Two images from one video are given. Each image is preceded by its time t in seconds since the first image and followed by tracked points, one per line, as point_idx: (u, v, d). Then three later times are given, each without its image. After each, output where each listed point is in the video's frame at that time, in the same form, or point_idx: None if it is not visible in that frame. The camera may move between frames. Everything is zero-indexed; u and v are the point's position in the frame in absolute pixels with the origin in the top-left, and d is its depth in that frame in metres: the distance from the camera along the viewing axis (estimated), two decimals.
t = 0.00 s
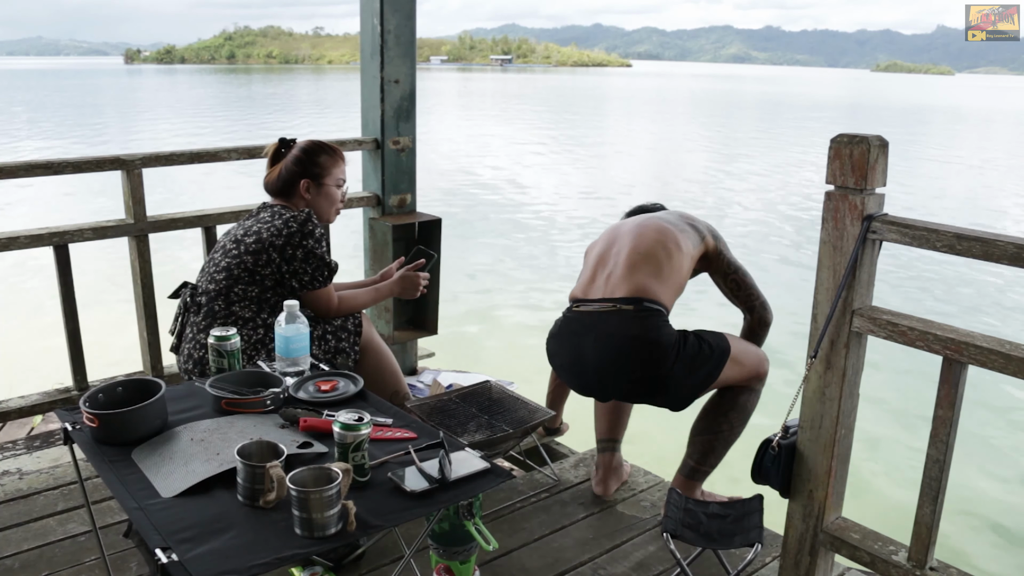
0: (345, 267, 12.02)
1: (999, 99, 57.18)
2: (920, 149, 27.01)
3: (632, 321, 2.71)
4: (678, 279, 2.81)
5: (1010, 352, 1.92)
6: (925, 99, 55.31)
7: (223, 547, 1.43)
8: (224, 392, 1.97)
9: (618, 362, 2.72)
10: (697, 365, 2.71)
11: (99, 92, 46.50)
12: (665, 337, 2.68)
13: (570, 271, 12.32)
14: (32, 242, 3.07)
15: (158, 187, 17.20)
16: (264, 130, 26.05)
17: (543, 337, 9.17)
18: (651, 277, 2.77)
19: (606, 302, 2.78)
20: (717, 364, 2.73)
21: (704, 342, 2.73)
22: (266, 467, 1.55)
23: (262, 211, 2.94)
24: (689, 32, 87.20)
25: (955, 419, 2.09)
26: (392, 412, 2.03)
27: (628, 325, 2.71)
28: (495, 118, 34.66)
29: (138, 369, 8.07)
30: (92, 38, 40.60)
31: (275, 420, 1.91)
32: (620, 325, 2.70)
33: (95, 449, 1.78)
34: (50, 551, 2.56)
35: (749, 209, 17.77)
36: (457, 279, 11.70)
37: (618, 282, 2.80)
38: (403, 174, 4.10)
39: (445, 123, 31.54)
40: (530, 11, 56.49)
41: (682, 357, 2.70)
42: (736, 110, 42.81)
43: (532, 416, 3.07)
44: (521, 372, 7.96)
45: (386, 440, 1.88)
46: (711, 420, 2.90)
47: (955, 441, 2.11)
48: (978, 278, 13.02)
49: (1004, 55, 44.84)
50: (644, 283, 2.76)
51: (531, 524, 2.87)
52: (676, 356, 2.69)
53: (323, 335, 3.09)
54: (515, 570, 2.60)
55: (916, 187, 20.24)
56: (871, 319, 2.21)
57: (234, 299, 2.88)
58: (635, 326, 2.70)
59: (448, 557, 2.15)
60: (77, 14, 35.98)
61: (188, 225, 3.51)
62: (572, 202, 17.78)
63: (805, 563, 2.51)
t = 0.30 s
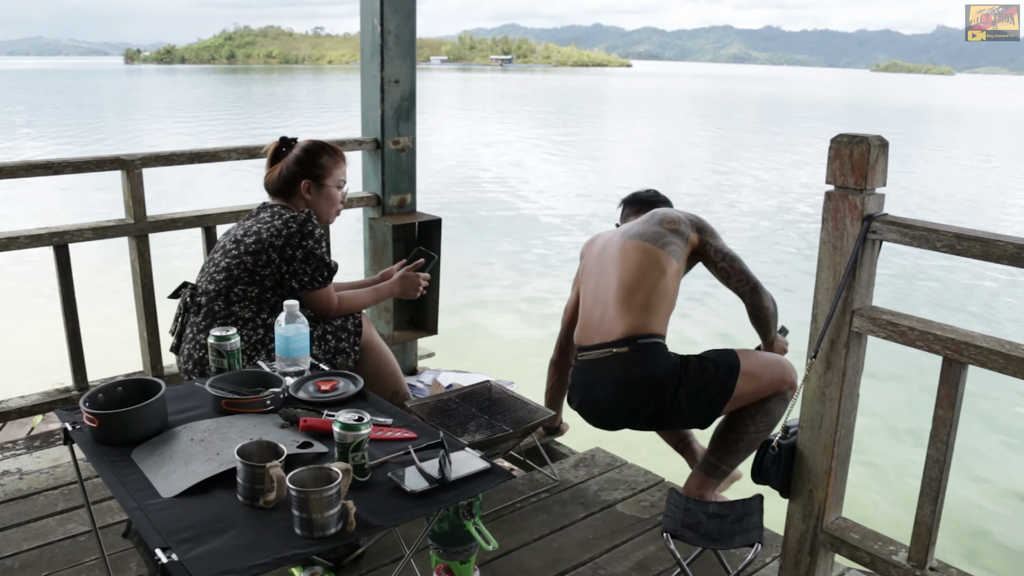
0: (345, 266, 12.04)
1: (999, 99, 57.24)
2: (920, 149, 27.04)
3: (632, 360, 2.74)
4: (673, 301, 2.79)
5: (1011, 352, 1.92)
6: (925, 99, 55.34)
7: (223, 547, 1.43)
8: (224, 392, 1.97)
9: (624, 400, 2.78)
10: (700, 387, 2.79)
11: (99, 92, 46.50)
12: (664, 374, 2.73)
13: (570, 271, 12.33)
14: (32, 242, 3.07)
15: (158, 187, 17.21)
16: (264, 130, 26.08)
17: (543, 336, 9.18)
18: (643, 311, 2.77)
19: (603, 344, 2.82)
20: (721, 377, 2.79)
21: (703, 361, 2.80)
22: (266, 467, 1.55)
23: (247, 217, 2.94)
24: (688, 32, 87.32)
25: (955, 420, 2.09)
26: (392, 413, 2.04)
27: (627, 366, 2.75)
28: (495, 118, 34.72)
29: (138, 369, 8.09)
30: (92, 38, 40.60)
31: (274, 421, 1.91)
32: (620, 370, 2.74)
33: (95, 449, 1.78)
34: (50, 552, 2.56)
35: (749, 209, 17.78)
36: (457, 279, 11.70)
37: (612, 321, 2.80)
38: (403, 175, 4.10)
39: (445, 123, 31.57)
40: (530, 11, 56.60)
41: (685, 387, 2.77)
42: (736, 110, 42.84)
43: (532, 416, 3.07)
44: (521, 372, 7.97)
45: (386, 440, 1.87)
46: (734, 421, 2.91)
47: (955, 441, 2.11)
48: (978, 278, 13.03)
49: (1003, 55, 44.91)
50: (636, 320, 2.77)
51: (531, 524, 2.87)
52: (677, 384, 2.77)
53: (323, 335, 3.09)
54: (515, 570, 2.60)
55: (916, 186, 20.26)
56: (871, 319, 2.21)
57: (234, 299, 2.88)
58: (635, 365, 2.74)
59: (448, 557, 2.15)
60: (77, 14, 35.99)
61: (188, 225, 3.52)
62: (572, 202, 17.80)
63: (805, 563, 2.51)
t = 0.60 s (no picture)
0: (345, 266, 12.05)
1: (1000, 99, 57.24)
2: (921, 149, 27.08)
3: (655, 399, 2.92)
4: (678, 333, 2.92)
5: (1010, 352, 1.92)
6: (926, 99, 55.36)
7: (223, 546, 1.43)
8: (224, 393, 1.97)
9: (652, 431, 2.96)
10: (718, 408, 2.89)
11: (99, 92, 46.51)
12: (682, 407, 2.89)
13: (570, 271, 12.35)
14: (32, 242, 3.07)
15: (157, 187, 17.19)
16: (265, 130, 26.09)
17: (543, 337, 9.17)
18: (659, 353, 2.90)
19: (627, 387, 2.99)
20: (735, 392, 2.90)
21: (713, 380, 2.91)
22: (266, 466, 1.55)
23: (247, 219, 2.93)
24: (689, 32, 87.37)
25: (954, 419, 2.09)
26: (392, 413, 2.03)
27: (650, 407, 2.92)
28: (496, 118, 34.75)
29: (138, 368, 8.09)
30: (93, 38, 40.63)
31: (274, 421, 1.91)
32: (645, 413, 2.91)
33: (95, 449, 1.78)
34: (50, 552, 2.56)
35: (750, 209, 17.81)
36: (456, 280, 11.69)
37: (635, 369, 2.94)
38: (403, 175, 4.09)
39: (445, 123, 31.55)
40: (530, 11, 56.62)
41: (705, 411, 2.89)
42: (736, 110, 42.89)
43: (531, 416, 3.07)
44: (521, 372, 7.98)
45: (386, 441, 1.87)
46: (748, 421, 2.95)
47: (955, 441, 2.10)
48: (979, 278, 13.05)
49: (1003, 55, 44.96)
50: (651, 363, 2.91)
51: (531, 524, 2.87)
52: (696, 411, 2.89)
53: (323, 335, 3.09)
54: (515, 570, 2.60)
55: (915, 186, 20.27)
56: (871, 320, 2.20)
57: (235, 299, 2.88)
58: (656, 404, 2.92)
59: (449, 557, 2.15)
60: (78, 15, 36.01)
61: (188, 226, 3.52)
62: (572, 202, 17.82)
63: (805, 563, 2.51)
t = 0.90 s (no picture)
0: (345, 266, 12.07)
1: (1000, 99, 57.27)
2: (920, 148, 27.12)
3: (719, 445, 2.70)
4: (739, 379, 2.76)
5: (1010, 352, 1.92)
6: (925, 99, 55.42)
7: (222, 547, 1.43)
8: (224, 392, 1.97)
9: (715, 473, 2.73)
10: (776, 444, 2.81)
11: (99, 92, 46.50)
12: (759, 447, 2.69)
13: (570, 270, 12.37)
14: (32, 242, 3.07)
15: (156, 187, 17.20)
16: (264, 130, 26.09)
17: (542, 337, 9.17)
18: (722, 396, 2.70)
19: (688, 431, 2.78)
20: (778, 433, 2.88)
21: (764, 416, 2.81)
22: (265, 467, 1.55)
23: (248, 218, 2.93)
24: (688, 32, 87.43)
25: (955, 419, 2.09)
26: (391, 413, 2.03)
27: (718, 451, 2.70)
28: (496, 117, 34.79)
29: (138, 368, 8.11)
30: (93, 39, 40.69)
31: (275, 421, 1.92)
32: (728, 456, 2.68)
33: (95, 450, 1.78)
34: (50, 552, 2.56)
35: (750, 209, 17.84)
36: (456, 280, 11.70)
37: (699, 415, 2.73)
38: (403, 175, 4.09)
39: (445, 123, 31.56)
40: (530, 11, 56.68)
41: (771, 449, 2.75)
42: (736, 110, 42.94)
43: (532, 415, 3.07)
44: (521, 371, 7.99)
45: (386, 440, 1.88)
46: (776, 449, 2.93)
47: (955, 442, 2.10)
48: (979, 278, 13.07)
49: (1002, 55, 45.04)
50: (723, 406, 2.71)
51: (531, 524, 2.87)
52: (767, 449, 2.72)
53: (323, 335, 3.09)
54: (516, 570, 2.60)
55: (914, 186, 20.29)
56: (871, 319, 2.20)
57: (238, 300, 2.88)
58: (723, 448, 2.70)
59: (448, 557, 2.15)
60: (78, 15, 36.00)
61: (188, 226, 3.52)
62: (572, 202, 17.84)
63: (805, 563, 2.51)
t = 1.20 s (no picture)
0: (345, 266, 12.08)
1: (1000, 99, 57.25)
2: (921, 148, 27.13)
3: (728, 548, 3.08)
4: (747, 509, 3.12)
5: (1010, 352, 1.92)
6: (925, 99, 55.43)
7: (222, 546, 1.43)
8: (224, 392, 1.97)
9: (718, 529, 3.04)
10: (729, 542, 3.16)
11: (99, 92, 46.49)
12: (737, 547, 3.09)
13: (570, 270, 12.37)
14: (32, 242, 3.07)
15: (156, 186, 17.20)
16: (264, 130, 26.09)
17: (542, 337, 9.17)
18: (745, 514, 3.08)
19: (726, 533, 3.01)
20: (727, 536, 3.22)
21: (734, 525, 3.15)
22: (266, 467, 1.55)
23: (248, 215, 2.92)
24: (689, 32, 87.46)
25: (954, 419, 2.09)
26: (391, 412, 2.04)
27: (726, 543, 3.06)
28: (496, 117, 34.82)
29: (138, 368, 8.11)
30: (93, 39, 40.69)
31: (275, 421, 1.92)
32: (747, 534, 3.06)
33: (95, 449, 1.78)
34: (50, 552, 2.56)
35: (750, 209, 17.85)
36: (456, 279, 11.69)
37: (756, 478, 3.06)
38: (403, 175, 4.10)
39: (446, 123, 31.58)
40: (530, 11, 56.69)
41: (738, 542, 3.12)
42: (737, 110, 42.96)
43: (533, 415, 3.06)
44: (521, 372, 7.99)
45: (386, 441, 1.87)
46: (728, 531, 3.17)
47: (955, 441, 2.10)
48: (980, 277, 13.08)
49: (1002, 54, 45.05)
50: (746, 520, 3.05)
51: (532, 524, 2.87)
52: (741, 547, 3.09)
53: (324, 335, 3.09)
54: (517, 570, 2.60)
55: (914, 186, 20.27)
56: (871, 319, 2.20)
57: (242, 300, 2.88)
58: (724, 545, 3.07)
59: (448, 557, 2.15)
60: (78, 15, 35.99)
61: (188, 225, 3.52)
62: (573, 202, 17.85)
63: (805, 563, 2.51)
